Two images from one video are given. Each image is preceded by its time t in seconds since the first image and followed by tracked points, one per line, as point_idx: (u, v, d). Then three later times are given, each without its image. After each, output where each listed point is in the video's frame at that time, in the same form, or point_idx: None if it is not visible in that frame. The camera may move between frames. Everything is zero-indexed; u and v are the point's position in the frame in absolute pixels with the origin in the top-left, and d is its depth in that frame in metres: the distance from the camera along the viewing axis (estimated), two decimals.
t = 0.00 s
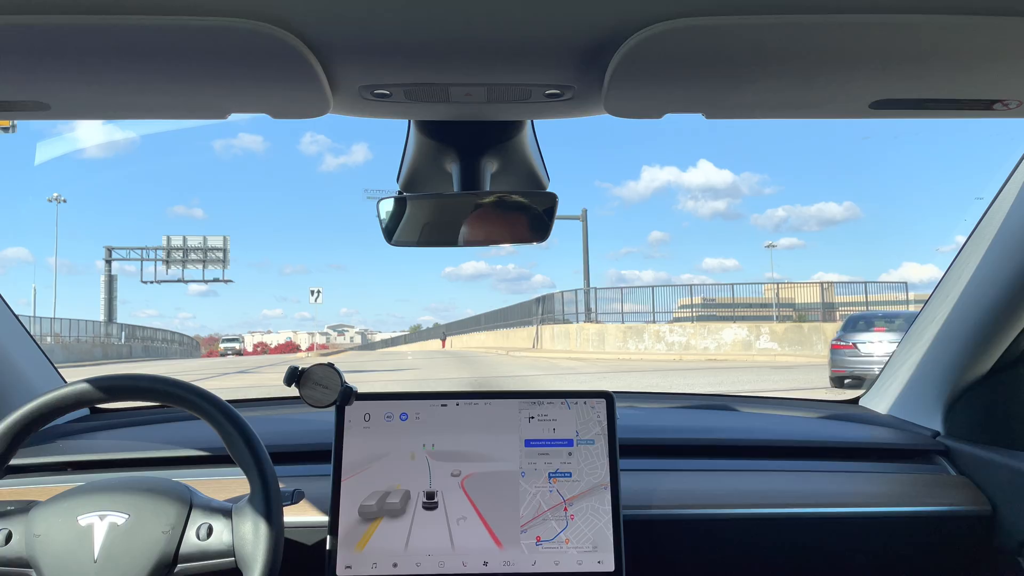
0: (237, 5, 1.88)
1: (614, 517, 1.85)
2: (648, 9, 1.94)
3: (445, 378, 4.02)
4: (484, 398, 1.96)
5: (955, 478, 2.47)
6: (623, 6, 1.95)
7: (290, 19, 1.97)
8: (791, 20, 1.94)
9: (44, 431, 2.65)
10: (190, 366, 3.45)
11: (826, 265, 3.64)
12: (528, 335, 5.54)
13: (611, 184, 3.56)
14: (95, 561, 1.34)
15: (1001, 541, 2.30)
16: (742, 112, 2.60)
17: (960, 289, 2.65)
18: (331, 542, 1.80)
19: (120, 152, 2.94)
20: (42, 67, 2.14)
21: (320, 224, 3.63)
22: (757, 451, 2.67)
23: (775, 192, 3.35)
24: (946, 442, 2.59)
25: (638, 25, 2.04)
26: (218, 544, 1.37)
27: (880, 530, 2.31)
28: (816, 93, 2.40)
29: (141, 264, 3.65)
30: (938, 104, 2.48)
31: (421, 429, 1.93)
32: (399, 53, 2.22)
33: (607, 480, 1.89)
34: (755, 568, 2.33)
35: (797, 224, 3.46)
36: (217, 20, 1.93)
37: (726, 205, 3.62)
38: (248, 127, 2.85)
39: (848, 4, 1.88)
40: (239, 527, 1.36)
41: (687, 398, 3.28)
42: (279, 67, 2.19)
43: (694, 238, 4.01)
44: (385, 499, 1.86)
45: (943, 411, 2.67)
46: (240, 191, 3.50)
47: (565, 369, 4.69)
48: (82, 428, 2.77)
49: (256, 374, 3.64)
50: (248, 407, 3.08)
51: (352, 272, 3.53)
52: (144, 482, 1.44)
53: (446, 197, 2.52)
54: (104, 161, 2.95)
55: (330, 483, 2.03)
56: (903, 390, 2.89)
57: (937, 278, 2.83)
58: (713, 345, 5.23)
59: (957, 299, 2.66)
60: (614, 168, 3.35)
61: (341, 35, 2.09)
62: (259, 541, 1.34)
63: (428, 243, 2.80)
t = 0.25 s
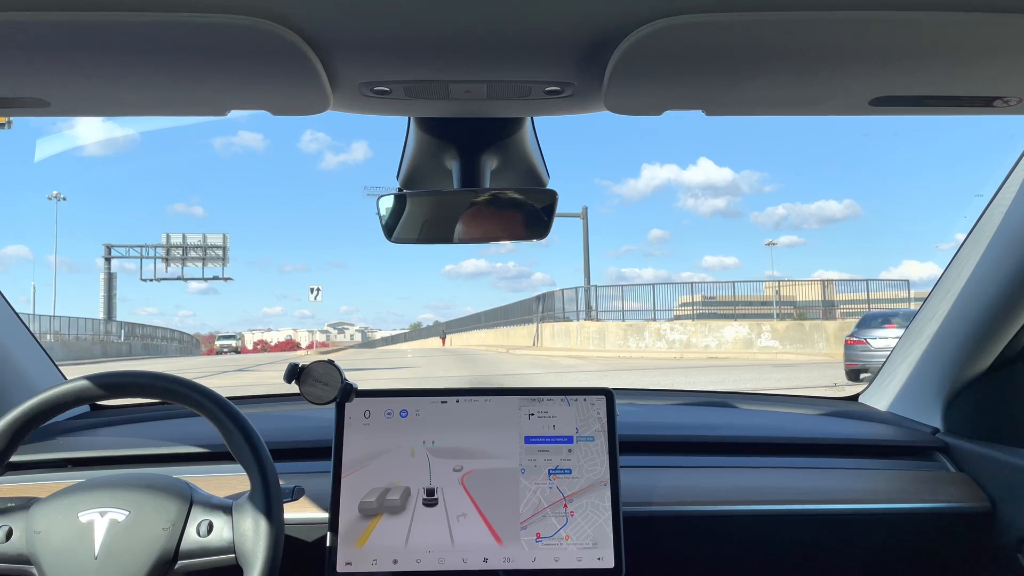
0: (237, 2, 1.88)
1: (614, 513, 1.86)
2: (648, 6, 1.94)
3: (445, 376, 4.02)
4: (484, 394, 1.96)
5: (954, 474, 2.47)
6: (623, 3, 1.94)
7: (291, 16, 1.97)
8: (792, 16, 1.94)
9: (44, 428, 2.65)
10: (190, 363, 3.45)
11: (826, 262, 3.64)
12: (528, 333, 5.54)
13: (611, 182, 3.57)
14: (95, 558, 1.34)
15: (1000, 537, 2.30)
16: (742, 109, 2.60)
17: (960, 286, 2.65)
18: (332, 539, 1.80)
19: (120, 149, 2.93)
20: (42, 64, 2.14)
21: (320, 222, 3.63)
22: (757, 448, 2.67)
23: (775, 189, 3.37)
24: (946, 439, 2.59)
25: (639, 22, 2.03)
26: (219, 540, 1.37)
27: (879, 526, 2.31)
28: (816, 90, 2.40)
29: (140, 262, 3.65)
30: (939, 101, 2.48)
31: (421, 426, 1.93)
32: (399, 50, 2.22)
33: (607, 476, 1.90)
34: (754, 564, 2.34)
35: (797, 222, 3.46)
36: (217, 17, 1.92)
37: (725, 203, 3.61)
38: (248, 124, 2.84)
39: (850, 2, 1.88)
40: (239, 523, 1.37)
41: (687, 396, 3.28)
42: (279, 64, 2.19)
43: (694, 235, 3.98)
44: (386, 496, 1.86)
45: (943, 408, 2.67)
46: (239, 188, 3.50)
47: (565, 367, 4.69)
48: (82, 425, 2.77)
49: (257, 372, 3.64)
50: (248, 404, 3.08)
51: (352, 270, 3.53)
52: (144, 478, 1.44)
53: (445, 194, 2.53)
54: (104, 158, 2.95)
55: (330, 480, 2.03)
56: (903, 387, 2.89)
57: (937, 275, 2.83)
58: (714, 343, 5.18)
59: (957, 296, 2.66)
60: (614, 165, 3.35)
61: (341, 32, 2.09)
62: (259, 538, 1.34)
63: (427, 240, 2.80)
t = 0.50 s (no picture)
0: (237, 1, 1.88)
1: (614, 512, 1.86)
2: (648, 5, 1.94)
3: (446, 376, 4.02)
4: (484, 393, 1.96)
5: (954, 473, 2.47)
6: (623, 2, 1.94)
7: (290, 15, 1.97)
8: (792, 15, 1.94)
9: (44, 427, 2.65)
10: (190, 362, 3.46)
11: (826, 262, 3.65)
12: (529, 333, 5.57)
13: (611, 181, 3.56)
14: (95, 556, 1.35)
15: (1000, 535, 2.31)
16: (742, 108, 2.60)
17: (960, 284, 2.65)
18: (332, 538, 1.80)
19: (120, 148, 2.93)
20: (41, 63, 2.14)
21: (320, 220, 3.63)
22: (757, 447, 2.68)
23: (775, 189, 3.33)
24: (945, 437, 2.59)
25: (638, 21, 2.03)
26: (219, 539, 1.37)
27: (878, 525, 2.31)
28: (816, 89, 2.40)
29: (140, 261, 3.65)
30: (939, 100, 2.48)
31: (421, 425, 1.93)
32: (398, 49, 2.22)
33: (607, 475, 1.90)
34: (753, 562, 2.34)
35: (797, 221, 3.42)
36: (217, 17, 1.92)
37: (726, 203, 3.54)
38: (247, 124, 2.84)
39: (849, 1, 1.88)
40: (239, 522, 1.37)
41: (687, 394, 3.29)
42: (279, 63, 2.19)
43: (694, 234, 3.97)
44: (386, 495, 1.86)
45: (942, 407, 2.67)
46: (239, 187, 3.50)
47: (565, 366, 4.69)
48: (82, 424, 2.78)
49: (257, 371, 3.65)
50: (249, 403, 3.08)
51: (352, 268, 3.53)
52: (144, 477, 1.44)
53: (444, 193, 2.53)
54: (103, 157, 2.95)
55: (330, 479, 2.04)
56: (903, 386, 2.89)
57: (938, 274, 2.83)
58: (716, 343, 5.21)
59: (958, 294, 2.66)
60: (614, 164, 3.35)
61: (340, 31, 2.09)
62: (259, 537, 1.34)
63: (427, 239, 2.80)
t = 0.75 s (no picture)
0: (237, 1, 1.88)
1: (614, 511, 1.86)
2: (648, 5, 1.94)
3: (447, 376, 4.02)
4: (484, 393, 1.96)
5: (954, 472, 2.47)
6: (623, 2, 1.94)
7: (289, 14, 1.97)
8: (792, 15, 1.94)
9: (43, 427, 2.65)
10: (190, 362, 3.46)
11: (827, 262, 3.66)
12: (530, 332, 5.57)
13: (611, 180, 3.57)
14: (95, 556, 1.35)
15: (999, 535, 2.31)
16: (743, 107, 2.60)
17: (960, 283, 2.65)
18: (332, 537, 1.80)
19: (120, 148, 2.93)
20: (41, 63, 2.14)
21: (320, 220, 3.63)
22: (757, 446, 2.68)
23: (775, 188, 3.35)
24: (945, 437, 2.59)
25: (638, 21, 2.03)
26: (219, 539, 1.38)
27: (878, 524, 2.31)
28: (815, 89, 2.40)
29: (139, 261, 3.64)
30: (939, 100, 2.48)
31: (421, 424, 1.93)
32: (398, 49, 2.22)
33: (607, 474, 1.90)
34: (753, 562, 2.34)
35: (797, 221, 3.46)
36: (217, 16, 1.92)
37: (725, 202, 3.55)
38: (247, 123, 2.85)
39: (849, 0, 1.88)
40: (239, 522, 1.37)
41: (687, 394, 3.28)
42: (279, 63, 2.19)
43: (695, 234, 3.97)
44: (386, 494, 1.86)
45: (942, 406, 2.67)
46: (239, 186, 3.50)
47: (566, 367, 4.68)
48: (82, 423, 2.78)
49: (257, 371, 3.64)
50: (249, 403, 3.08)
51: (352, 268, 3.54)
52: (144, 476, 1.44)
53: (444, 192, 2.53)
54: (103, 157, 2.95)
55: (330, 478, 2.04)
56: (903, 385, 2.89)
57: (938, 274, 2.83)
58: (719, 343, 5.21)
59: (957, 293, 2.66)
60: (614, 164, 3.36)
61: (340, 31, 2.09)
62: (259, 536, 1.34)
63: (427, 239, 2.81)
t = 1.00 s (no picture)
0: (236, 2, 1.88)
1: (614, 512, 1.86)
2: (648, 5, 1.94)
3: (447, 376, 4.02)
4: (484, 393, 1.96)
5: (954, 473, 2.47)
6: (623, 3, 1.94)
7: (289, 15, 1.97)
8: (792, 16, 1.94)
9: (43, 427, 2.65)
10: (190, 362, 3.46)
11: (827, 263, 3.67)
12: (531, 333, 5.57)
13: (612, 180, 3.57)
14: (95, 557, 1.35)
15: (1000, 535, 2.31)
16: (743, 108, 2.60)
17: (960, 284, 2.65)
18: (332, 538, 1.81)
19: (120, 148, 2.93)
20: (41, 63, 2.14)
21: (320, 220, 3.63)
22: (757, 446, 2.67)
23: (775, 188, 3.37)
24: (945, 438, 2.59)
25: (637, 21, 2.03)
26: (219, 539, 1.38)
27: (878, 525, 2.31)
28: (815, 89, 2.40)
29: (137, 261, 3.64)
30: (938, 100, 2.48)
31: (421, 425, 1.93)
32: (398, 49, 2.22)
33: (607, 475, 1.90)
34: (753, 562, 2.35)
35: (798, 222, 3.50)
36: (216, 17, 1.92)
37: (726, 202, 3.52)
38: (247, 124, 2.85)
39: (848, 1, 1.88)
40: (239, 522, 1.37)
41: (687, 394, 3.28)
42: (279, 63, 2.19)
43: (695, 233, 3.97)
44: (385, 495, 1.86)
45: (943, 406, 2.67)
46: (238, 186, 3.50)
47: (567, 367, 4.68)
48: (81, 424, 2.78)
49: (257, 371, 3.64)
50: (249, 403, 3.08)
51: (353, 268, 3.54)
52: (143, 477, 1.44)
53: (444, 193, 2.53)
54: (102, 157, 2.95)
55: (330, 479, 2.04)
56: (903, 385, 2.89)
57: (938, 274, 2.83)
58: (723, 343, 5.20)
59: (958, 294, 2.66)
60: (615, 164, 3.36)
61: (340, 31, 2.09)
62: (259, 537, 1.34)
63: (427, 239, 2.81)
